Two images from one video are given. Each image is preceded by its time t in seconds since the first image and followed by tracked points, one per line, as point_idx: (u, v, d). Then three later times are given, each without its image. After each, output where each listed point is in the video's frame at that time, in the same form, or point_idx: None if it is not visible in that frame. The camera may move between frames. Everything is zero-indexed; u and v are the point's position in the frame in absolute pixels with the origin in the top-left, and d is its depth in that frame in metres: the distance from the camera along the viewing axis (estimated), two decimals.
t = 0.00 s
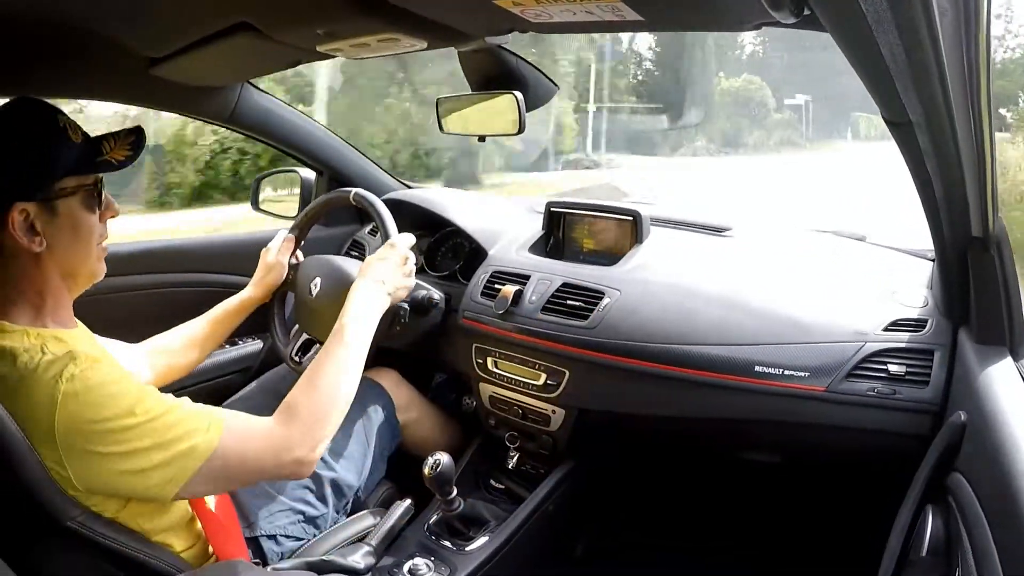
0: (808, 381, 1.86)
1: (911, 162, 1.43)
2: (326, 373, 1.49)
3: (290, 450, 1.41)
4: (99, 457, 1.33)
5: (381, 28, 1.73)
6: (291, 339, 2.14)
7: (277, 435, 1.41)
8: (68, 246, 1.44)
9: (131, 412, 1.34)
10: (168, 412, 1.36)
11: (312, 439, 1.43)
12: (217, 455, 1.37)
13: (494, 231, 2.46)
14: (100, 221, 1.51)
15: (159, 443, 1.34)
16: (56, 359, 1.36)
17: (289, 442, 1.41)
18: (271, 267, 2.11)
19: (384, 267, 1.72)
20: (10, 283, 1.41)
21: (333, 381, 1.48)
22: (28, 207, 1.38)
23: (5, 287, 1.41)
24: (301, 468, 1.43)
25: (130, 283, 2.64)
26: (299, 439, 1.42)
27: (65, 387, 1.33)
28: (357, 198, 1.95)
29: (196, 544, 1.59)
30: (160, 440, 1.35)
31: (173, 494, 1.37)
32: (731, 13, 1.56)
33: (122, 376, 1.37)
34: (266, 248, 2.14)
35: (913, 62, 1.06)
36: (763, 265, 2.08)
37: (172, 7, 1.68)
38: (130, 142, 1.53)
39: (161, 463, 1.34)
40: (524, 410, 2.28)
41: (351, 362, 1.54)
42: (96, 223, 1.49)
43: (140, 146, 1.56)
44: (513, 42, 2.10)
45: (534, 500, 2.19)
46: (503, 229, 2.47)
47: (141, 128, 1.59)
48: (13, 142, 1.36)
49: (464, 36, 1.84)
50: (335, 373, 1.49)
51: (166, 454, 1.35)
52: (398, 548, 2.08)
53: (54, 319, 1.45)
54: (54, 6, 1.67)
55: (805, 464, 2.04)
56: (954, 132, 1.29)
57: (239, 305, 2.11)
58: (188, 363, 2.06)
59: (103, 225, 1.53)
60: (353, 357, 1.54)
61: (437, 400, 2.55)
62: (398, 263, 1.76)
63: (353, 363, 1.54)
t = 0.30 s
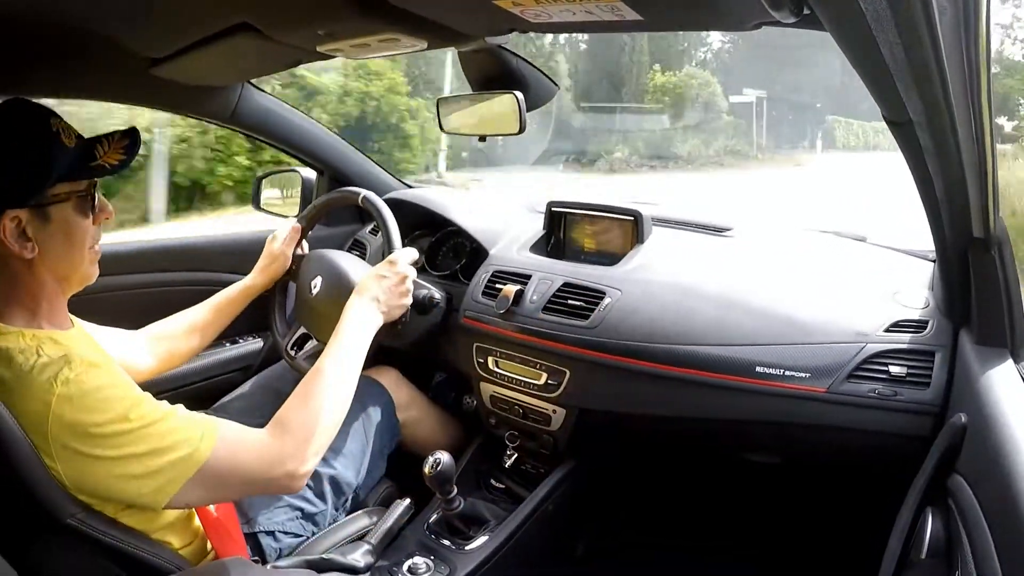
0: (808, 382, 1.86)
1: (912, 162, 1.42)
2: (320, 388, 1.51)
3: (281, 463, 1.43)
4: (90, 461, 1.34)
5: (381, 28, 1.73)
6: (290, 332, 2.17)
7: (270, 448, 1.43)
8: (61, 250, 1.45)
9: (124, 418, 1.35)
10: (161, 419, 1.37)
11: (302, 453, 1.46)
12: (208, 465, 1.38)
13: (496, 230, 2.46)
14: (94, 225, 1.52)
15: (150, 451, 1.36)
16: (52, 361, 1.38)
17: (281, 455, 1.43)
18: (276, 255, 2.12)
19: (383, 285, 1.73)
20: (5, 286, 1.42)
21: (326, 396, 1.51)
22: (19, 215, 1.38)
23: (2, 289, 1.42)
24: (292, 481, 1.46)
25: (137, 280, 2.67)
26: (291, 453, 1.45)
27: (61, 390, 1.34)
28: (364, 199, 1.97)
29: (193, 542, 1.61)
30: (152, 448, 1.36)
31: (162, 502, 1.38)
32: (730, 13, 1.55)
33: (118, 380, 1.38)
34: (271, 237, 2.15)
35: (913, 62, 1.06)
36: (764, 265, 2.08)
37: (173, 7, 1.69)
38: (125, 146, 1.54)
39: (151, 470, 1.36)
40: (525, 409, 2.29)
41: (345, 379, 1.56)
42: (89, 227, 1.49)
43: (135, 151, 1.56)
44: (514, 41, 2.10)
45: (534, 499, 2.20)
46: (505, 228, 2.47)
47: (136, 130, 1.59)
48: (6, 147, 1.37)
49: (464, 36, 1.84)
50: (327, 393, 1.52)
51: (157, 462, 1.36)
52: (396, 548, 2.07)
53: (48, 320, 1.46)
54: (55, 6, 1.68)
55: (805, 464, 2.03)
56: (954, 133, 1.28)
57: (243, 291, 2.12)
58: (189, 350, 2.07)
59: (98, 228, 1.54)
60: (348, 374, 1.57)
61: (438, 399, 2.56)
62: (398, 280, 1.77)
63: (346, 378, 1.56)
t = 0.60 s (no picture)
0: (809, 385, 1.86)
1: (914, 163, 1.42)
2: (318, 394, 1.52)
3: (280, 467, 1.43)
4: (89, 463, 1.34)
5: (384, 29, 1.73)
6: (291, 333, 2.18)
7: (269, 451, 1.43)
8: (62, 253, 1.45)
9: (123, 419, 1.35)
10: (160, 421, 1.37)
11: (301, 457, 1.46)
12: (207, 466, 1.37)
13: (497, 233, 2.47)
14: (93, 228, 1.53)
15: (149, 452, 1.35)
16: (51, 363, 1.38)
17: (280, 458, 1.43)
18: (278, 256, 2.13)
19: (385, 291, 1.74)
20: (5, 289, 1.42)
21: (325, 402, 1.52)
22: (21, 218, 1.38)
23: (3, 291, 1.42)
24: (289, 485, 1.46)
25: (145, 279, 2.69)
26: (289, 457, 1.45)
27: (59, 392, 1.34)
28: (365, 201, 1.97)
29: (193, 544, 1.60)
30: (151, 449, 1.35)
31: (162, 504, 1.37)
32: (732, 17, 1.56)
33: (118, 382, 1.38)
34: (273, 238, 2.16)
35: (916, 65, 1.06)
36: (765, 268, 2.08)
37: (177, 8, 1.69)
38: (126, 147, 1.54)
39: (151, 472, 1.35)
40: (526, 412, 2.28)
41: (343, 386, 1.57)
42: (90, 229, 1.50)
43: (136, 151, 1.56)
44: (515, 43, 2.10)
45: (535, 502, 2.19)
46: (506, 231, 2.47)
47: (135, 129, 1.59)
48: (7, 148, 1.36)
49: (467, 38, 1.84)
50: (326, 398, 1.53)
51: (157, 463, 1.35)
52: (398, 550, 2.08)
53: (48, 325, 1.47)
54: (60, 6, 1.68)
55: (806, 468, 2.03)
56: (957, 136, 1.28)
57: (244, 292, 2.12)
58: (188, 351, 2.07)
59: (97, 230, 1.54)
60: (346, 380, 1.58)
61: (438, 402, 2.55)
62: (400, 286, 1.78)
63: (345, 385, 1.57)
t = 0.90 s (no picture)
0: (808, 384, 1.86)
1: (914, 164, 1.43)
2: (315, 396, 1.52)
3: (276, 469, 1.43)
4: (88, 463, 1.33)
5: (384, 28, 1.73)
6: (290, 331, 2.18)
7: (265, 453, 1.43)
8: (68, 253, 1.44)
9: (122, 420, 1.34)
10: (160, 422, 1.37)
11: (297, 459, 1.46)
12: (206, 467, 1.37)
13: (496, 232, 2.46)
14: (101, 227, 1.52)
15: (148, 453, 1.35)
16: (50, 362, 1.37)
17: (276, 460, 1.43)
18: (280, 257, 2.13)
19: (383, 290, 1.73)
20: (8, 286, 1.41)
21: (321, 404, 1.52)
22: (30, 215, 1.37)
23: (3, 289, 1.41)
24: (285, 486, 1.46)
25: (147, 280, 2.67)
26: (286, 459, 1.44)
27: (59, 391, 1.34)
28: (365, 201, 1.97)
29: (192, 543, 1.60)
30: (150, 450, 1.35)
31: (160, 505, 1.37)
32: (733, 16, 1.56)
33: (117, 382, 1.38)
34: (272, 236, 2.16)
35: (917, 68, 1.07)
36: (764, 268, 2.08)
37: (176, 6, 1.68)
38: (137, 148, 1.54)
39: (149, 473, 1.35)
40: (525, 411, 2.28)
41: (340, 387, 1.57)
42: (98, 229, 1.49)
43: (145, 154, 1.56)
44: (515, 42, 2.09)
45: (534, 502, 2.19)
46: (505, 231, 2.47)
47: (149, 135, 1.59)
48: (19, 145, 1.36)
49: (466, 37, 1.84)
50: (322, 399, 1.52)
51: (155, 464, 1.35)
52: (396, 550, 2.07)
53: (47, 323, 1.47)
54: (57, 4, 1.67)
55: (806, 468, 2.03)
56: (957, 137, 1.29)
57: (243, 292, 2.12)
58: (188, 350, 2.06)
59: (104, 229, 1.54)
60: (342, 382, 1.58)
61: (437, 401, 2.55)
62: (398, 286, 1.77)
63: (342, 387, 1.57)
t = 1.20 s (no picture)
0: (807, 387, 1.86)
1: (911, 166, 1.42)
2: (314, 398, 1.52)
3: (276, 471, 1.43)
4: (89, 465, 1.34)
5: (382, 32, 1.74)
6: (289, 336, 2.19)
7: (265, 455, 1.43)
8: (67, 256, 1.45)
9: (123, 422, 1.35)
10: (159, 424, 1.38)
11: (296, 460, 1.46)
12: (206, 468, 1.38)
13: (496, 236, 2.47)
14: (100, 230, 1.53)
15: (149, 455, 1.35)
16: (50, 365, 1.38)
17: (277, 462, 1.43)
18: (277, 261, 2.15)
19: (382, 293, 1.74)
20: (7, 289, 1.42)
21: (319, 406, 1.52)
22: (28, 217, 1.38)
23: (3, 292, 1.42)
24: (285, 488, 1.46)
25: (142, 286, 2.67)
26: (285, 460, 1.45)
27: (58, 394, 1.34)
28: (364, 204, 1.97)
29: (192, 546, 1.61)
30: (150, 452, 1.35)
31: (160, 506, 1.37)
32: (731, 18, 1.56)
33: (117, 385, 1.39)
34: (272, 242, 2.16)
35: (914, 69, 1.07)
36: (764, 271, 2.08)
37: (176, 11, 1.69)
38: (135, 152, 1.56)
39: (150, 474, 1.35)
40: (524, 415, 2.28)
41: (338, 389, 1.57)
42: (97, 232, 1.50)
43: (143, 158, 1.58)
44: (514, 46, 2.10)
45: (533, 505, 2.19)
46: (505, 234, 2.47)
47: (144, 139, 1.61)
48: (18, 149, 1.37)
49: (465, 41, 1.85)
50: (320, 401, 1.53)
51: (156, 465, 1.35)
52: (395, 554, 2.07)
53: (47, 325, 1.48)
54: (57, 10, 1.67)
55: (805, 471, 2.02)
56: (955, 139, 1.28)
57: (242, 296, 2.13)
58: (187, 354, 2.08)
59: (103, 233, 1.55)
60: (341, 384, 1.58)
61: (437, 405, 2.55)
62: (399, 288, 1.77)
63: (340, 388, 1.57)
